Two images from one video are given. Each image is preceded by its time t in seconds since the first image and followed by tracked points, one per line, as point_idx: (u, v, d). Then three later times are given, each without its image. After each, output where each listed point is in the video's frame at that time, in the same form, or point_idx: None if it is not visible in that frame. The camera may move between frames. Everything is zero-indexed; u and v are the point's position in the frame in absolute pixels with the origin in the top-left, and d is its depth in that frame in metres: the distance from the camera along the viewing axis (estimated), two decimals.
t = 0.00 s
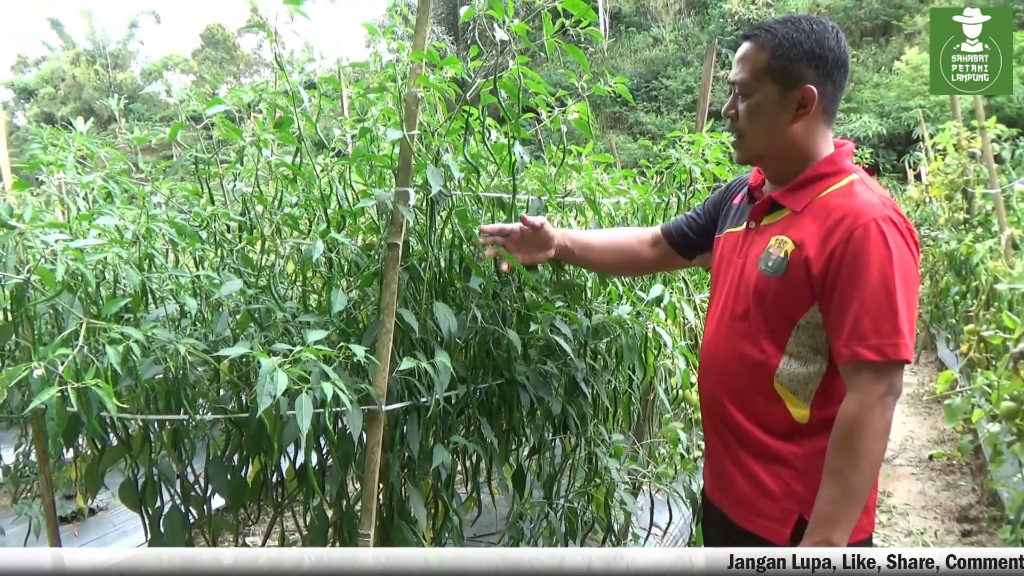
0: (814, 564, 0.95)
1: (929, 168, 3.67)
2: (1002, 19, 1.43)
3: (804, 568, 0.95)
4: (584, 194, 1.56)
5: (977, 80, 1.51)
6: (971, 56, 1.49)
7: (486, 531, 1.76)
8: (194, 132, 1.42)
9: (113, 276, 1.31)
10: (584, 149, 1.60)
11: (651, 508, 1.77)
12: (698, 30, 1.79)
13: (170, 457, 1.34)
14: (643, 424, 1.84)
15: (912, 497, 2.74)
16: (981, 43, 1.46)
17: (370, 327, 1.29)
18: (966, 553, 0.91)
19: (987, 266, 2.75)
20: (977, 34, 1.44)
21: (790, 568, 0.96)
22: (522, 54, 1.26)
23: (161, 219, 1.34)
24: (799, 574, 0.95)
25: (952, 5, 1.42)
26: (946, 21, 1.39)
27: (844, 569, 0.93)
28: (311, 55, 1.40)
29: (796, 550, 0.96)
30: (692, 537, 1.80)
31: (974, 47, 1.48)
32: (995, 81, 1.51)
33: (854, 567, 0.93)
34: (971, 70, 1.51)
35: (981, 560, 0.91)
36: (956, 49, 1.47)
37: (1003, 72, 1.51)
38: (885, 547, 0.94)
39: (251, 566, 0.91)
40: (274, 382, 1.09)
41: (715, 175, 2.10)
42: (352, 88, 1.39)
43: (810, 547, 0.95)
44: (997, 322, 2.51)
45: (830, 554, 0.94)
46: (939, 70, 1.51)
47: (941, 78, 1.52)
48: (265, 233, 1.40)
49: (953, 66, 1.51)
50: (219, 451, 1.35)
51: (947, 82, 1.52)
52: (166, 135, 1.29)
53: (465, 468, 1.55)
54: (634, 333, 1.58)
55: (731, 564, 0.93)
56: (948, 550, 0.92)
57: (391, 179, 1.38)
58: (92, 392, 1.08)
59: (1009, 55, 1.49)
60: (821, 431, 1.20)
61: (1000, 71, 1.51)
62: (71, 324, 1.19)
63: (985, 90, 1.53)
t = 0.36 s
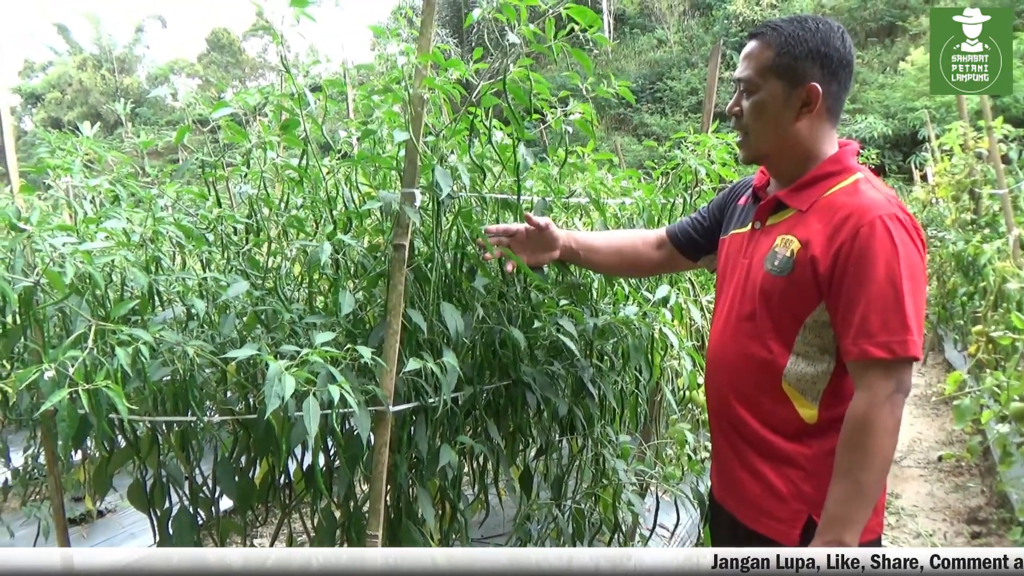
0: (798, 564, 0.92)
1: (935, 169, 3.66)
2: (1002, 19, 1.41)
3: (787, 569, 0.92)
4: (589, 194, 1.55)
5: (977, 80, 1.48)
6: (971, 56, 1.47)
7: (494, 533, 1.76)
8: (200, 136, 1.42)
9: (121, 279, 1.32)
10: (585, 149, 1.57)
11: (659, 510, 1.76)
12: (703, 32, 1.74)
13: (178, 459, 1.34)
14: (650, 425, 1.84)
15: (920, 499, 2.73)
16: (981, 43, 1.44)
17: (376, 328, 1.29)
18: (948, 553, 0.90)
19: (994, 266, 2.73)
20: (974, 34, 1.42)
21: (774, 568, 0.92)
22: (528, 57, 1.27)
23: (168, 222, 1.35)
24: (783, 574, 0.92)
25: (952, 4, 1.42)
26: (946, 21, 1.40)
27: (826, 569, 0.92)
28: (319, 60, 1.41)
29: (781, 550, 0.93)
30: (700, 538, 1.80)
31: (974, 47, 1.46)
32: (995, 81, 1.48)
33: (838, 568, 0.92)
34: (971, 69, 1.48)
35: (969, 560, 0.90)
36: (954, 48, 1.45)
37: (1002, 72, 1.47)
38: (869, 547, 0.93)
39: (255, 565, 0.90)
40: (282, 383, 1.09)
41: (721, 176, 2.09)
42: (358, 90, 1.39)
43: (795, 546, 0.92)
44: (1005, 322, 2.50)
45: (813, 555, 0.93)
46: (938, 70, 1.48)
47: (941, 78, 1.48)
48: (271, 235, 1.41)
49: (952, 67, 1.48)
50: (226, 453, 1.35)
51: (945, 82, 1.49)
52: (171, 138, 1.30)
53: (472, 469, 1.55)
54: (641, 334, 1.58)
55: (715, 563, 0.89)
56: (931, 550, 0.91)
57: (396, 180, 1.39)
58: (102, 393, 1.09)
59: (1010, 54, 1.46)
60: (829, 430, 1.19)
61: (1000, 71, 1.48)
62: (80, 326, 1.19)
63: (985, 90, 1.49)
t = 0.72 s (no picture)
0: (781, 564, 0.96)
1: (946, 168, 3.63)
2: (1002, 18, 1.29)
3: (772, 567, 0.96)
4: (599, 191, 1.55)
5: (977, 80, 1.37)
6: (971, 56, 1.36)
7: (505, 531, 1.76)
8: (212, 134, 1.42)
9: (135, 276, 1.33)
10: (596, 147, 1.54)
11: (670, 509, 1.75)
12: (711, 31, 1.72)
13: (191, 456, 1.35)
14: (660, 423, 1.83)
15: (932, 499, 2.72)
16: (982, 44, 1.32)
17: (389, 326, 1.30)
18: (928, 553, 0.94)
19: (1006, 266, 2.71)
20: (975, 32, 1.31)
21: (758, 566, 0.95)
22: (537, 52, 1.26)
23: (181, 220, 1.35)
24: (767, 573, 0.95)
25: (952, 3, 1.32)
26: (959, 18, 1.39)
27: (811, 568, 0.95)
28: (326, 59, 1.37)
29: (763, 550, 0.95)
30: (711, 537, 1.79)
31: (974, 47, 1.34)
32: (995, 83, 1.38)
33: (822, 568, 0.95)
34: (971, 70, 1.37)
35: (958, 561, 0.92)
36: (954, 49, 1.33)
37: (1003, 71, 1.37)
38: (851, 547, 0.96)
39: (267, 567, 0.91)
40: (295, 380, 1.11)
41: (731, 175, 2.08)
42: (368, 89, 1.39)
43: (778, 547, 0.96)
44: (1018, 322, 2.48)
45: (795, 555, 0.96)
46: (938, 71, 1.37)
47: (941, 78, 1.37)
48: (283, 233, 1.41)
49: (952, 67, 1.37)
50: (239, 449, 1.36)
51: (944, 82, 1.37)
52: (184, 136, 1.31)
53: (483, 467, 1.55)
54: (652, 332, 1.57)
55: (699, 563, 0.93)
56: (914, 551, 0.94)
57: (409, 178, 1.39)
58: (117, 388, 1.10)
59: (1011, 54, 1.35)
60: (841, 427, 1.19)
61: (1000, 70, 1.37)
62: (96, 322, 1.21)
63: (984, 91, 1.38)
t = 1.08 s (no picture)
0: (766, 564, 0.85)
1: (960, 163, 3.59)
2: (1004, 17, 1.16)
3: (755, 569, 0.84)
4: (611, 186, 1.54)
5: (977, 80, 1.20)
6: (971, 56, 1.19)
7: (518, 525, 1.76)
8: (227, 129, 1.42)
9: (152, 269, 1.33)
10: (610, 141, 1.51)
11: (682, 503, 1.74)
12: (722, 27, 1.54)
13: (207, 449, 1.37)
14: (673, 418, 1.83)
15: (945, 495, 2.70)
16: (982, 44, 1.18)
17: (403, 319, 1.30)
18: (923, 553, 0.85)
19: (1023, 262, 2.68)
20: (975, 34, 1.18)
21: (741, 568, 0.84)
22: (552, 46, 1.25)
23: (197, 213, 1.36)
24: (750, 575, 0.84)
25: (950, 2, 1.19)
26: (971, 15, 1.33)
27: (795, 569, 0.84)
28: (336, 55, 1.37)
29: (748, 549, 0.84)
30: (723, 532, 1.79)
31: (974, 47, 1.19)
32: (995, 84, 1.21)
33: (805, 569, 0.85)
34: (971, 70, 1.20)
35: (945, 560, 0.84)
36: (954, 50, 1.18)
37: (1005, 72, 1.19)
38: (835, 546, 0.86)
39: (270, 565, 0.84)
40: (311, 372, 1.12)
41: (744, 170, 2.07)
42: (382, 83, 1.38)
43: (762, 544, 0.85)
44: None
45: (780, 554, 0.85)
46: (936, 70, 1.19)
47: (940, 78, 1.20)
48: (297, 227, 1.42)
49: (951, 67, 1.20)
50: (255, 441, 1.37)
51: (945, 83, 1.20)
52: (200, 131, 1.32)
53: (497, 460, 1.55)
54: (665, 326, 1.56)
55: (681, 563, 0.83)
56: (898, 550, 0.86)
57: (423, 173, 1.38)
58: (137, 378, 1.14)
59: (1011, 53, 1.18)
60: (857, 422, 1.18)
61: (1001, 70, 1.20)
62: (115, 314, 1.23)
63: (984, 92, 1.22)
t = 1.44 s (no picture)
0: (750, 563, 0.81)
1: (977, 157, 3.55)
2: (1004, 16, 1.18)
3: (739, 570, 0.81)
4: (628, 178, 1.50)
5: (976, 81, 1.24)
6: (970, 55, 1.23)
7: (532, 516, 1.77)
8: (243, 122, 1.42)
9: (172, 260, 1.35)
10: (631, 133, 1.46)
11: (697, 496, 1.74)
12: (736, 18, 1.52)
13: (226, 438, 1.38)
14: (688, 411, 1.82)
15: (961, 490, 2.68)
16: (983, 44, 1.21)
17: (421, 309, 1.31)
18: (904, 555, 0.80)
19: None
20: (975, 32, 1.20)
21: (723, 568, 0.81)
22: (568, 36, 1.24)
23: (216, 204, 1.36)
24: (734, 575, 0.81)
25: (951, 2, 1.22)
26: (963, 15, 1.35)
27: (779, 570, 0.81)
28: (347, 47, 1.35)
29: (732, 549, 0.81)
30: (738, 525, 1.78)
31: (973, 46, 1.23)
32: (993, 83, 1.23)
33: (788, 569, 0.81)
34: (971, 69, 1.24)
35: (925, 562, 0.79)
36: (954, 49, 1.21)
37: (1005, 72, 1.22)
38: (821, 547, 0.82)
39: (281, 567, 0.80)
40: (331, 362, 1.14)
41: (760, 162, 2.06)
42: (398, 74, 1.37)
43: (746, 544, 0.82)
44: None
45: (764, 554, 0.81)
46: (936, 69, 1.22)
47: (940, 77, 1.23)
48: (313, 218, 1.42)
49: (951, 67, 1.24)
50: (273, 431, 1.38)
51: (944, 82, 1.23)
52: (216, 124, 1.33)
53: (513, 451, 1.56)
54: (681, 318, 1.56)
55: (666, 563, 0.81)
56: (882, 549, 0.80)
57: (440, 164, 1.39)
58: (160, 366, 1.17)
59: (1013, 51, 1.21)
60: (873, 413, 1.17)
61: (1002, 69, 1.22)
62: (137, 304, 1.26)
63: (984, 91, 1.25)
